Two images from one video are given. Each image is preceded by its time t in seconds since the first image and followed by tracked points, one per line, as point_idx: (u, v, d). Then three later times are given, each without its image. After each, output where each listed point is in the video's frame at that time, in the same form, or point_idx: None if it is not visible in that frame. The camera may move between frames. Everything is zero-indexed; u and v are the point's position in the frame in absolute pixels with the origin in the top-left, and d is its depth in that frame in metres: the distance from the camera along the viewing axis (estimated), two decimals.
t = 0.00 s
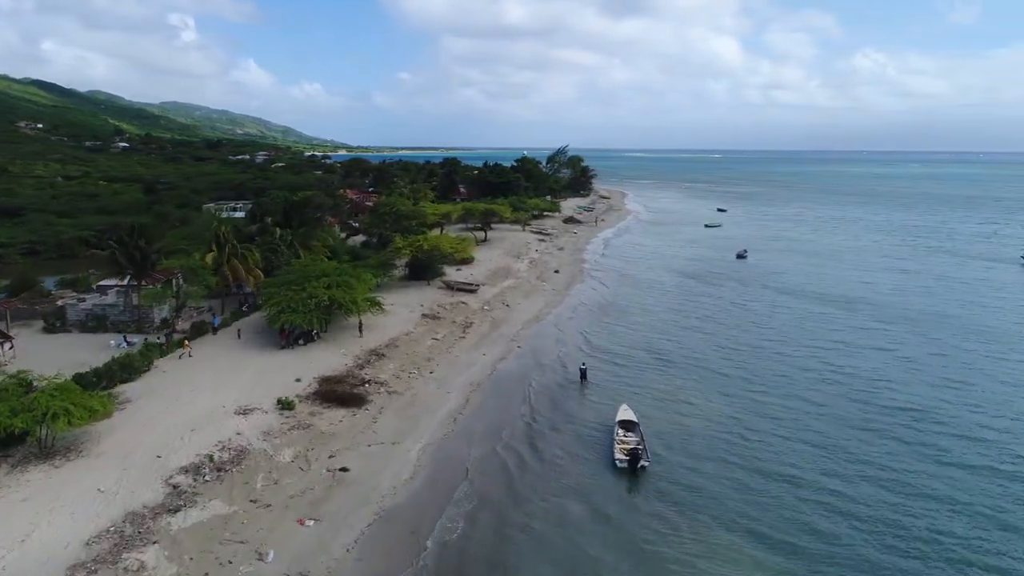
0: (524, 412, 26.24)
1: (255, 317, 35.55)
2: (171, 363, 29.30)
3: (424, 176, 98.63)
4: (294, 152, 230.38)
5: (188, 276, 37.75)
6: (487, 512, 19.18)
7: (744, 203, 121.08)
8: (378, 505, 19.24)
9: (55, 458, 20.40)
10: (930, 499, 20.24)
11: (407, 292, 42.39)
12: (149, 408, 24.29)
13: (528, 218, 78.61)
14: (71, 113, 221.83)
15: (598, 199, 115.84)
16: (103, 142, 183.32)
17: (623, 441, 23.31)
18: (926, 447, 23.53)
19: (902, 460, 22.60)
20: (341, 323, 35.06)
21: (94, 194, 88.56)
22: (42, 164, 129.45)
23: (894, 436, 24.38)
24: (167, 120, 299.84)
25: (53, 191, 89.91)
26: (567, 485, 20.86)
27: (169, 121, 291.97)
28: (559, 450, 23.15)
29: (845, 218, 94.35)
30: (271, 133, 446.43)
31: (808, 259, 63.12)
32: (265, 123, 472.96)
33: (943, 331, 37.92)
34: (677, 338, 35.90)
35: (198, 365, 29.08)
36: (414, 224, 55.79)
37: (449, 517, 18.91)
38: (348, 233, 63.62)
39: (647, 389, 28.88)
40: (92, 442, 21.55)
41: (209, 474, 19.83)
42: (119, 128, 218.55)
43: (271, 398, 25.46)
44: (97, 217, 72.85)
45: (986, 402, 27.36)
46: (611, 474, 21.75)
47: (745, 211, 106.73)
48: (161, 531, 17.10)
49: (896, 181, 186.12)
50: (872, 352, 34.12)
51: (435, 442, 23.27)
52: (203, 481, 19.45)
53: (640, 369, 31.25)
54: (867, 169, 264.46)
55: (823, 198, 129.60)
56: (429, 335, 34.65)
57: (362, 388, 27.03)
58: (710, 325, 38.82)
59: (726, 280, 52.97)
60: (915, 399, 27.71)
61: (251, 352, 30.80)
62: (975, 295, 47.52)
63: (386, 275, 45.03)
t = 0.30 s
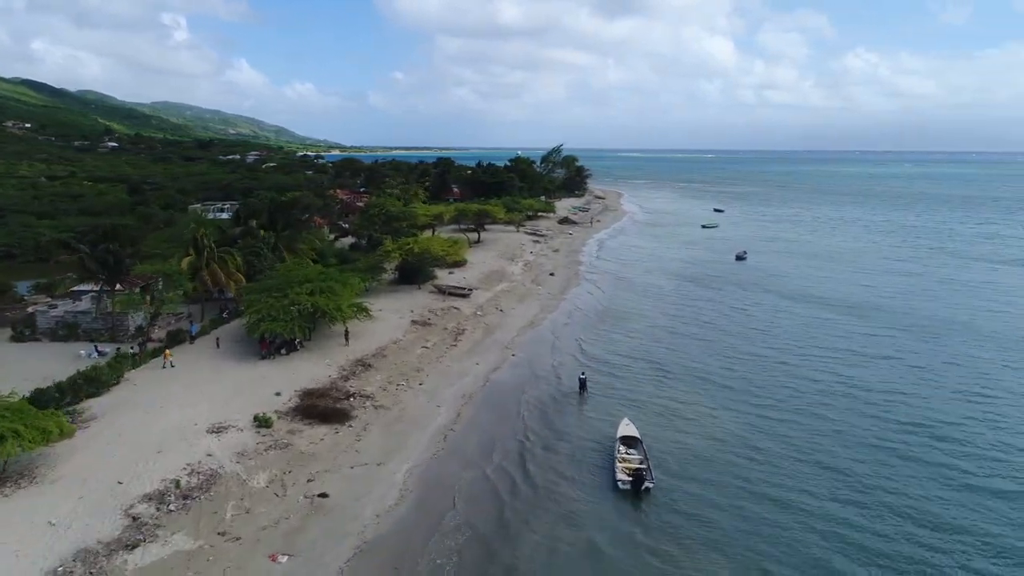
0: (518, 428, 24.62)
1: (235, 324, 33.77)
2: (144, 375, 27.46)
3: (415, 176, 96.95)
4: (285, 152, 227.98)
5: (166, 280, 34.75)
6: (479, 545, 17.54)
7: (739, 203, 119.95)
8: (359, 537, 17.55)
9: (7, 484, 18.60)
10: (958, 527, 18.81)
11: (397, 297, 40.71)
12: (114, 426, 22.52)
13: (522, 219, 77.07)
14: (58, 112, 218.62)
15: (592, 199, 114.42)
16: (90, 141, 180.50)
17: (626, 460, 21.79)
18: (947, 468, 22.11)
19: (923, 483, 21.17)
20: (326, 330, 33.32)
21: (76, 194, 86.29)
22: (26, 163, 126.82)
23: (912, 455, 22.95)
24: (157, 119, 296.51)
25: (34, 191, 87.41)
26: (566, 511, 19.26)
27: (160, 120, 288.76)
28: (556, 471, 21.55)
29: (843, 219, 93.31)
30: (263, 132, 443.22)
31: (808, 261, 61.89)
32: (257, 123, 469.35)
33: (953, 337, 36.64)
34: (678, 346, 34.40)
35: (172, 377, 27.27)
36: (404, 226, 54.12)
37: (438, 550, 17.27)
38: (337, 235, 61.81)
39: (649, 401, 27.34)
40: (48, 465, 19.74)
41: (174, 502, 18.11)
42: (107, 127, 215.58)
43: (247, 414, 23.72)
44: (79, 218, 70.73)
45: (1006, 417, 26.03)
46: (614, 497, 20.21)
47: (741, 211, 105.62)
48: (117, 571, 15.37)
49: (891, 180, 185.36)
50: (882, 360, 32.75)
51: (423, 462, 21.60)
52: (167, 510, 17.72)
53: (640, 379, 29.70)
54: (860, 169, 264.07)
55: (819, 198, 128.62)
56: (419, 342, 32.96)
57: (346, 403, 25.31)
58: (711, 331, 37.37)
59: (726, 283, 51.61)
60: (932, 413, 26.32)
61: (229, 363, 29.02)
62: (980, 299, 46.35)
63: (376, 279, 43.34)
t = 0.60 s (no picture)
0: (516, 447, 22.93)
1: (217, 333, 31.97)
2: (116, 389, 25.63)
3: (411, 176, 95.24)
4: (280, 151, 225.94)
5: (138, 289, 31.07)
6: None
7: (740, 203, 118.49)
8: None
9: None
10: (997, 562, 17.23)
11: (390, 302, 38.99)
12: (78, 446, 20.74)
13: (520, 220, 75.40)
14: (51, 111, 216.26)
15: (591, 199, 112.88)
16: (82, 140, 178.31)
17: (634, 483, 20.17)
18: (980, 494, 20.43)
19: (956, 513, 19.44)
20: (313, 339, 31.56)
21: (63, 194, 84.30)
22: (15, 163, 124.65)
23: (941, 478, 21.37)
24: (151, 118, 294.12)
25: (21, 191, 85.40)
26: (569, 545, 17.54)
27: (154, 119, 286.40)
28: (559, 496, 19.86)
29: (846, 219, 91.89)
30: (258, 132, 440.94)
31: (813, 263, 60.41)
32: (253, 122, 466.80)
33: (971, 344, 35.06)
34: (685, 354, 32.78)
35: (147, 391, 25.50)
36: (398, 227, 52.38)
37: None
38: (329, 237, 60.07)
39: (656, 416, 25.63)
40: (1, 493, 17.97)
41: (137, 536, 16.37)
42: (100, 126, 213.24)
43: (223, 432, 21.96)
44: (64, 219, 68.81)
45: None
46: (622, 525, 18.58)
47: (742, 211, 104.17)
48: None
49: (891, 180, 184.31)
50: (898, 370, 31.09)
51: (413, 487, 19.88)
52: (128, 546, 15.98)
53: (646, 391, 28.03)
54: (859, 168, 262.93)
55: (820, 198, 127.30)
56: (412, 351, 31.22)
57: (331, 419, 23.56)
58: (718, 338, 35.76)
59: (730, 287, 50.05)
60: (956, 430, 24.76)
61: (208, 375, 27.23)
62: (993, 303, 44.88)
63: (368, 284, 41.62)
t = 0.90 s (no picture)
0: (517, 469, 21.12)
1: (198, 341, 30.14)
2: (85, 405, 23.74)
3: (409, 175, 93.44)
4: (277, 150, 223.95)
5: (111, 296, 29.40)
6: None
7: (742, 203, 116.77)
8: None
9: None
10: None
11: (383, 307, 37.17)
12: (37, 470, 18.90)
13: (519, 221, 73.61)
14: (45, 110, 214.04)
15: (591, 199, 111.21)
16: (76, 140, 176.25)
17: (646, 511, 18.43)
18: None
19: (1001, 548, 17.71)
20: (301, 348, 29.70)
21: (52, 194, 82.35)
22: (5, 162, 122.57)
23: (979, 506, 19.60)
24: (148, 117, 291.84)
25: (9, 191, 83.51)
26: None
27: (151, 118, 284.22)
28: (563, 526, 18.09)
29: (851, 219, 90.18)
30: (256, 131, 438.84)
31: (821, 265, 58.70)
32: (250, 122, 464.59)
33: (994, 353, 33.34)
34: (694, 364, 31.00)
35: (119, 407, 23.64)
36: (393, 229, 50.57)
37: None
38: (323, 239, 58.26)
39: (666, 433, 23.86)
40: None
41: None
42: (95, 125, 211.06)
43: (198, 454, 20.13)
44: (51, 219, 66.90)
45: None
46: (633, 559, 16.83)
47: (745, 211, 102.49)
48: None
49: (893, 180, 182.46)
50: (920, 380, 29.35)
51: (403, 517, 18.08)
52: None
53: (655, 405, 26.25)
54: (859, 169, 261.66)
55: (823, 198, 125.60)
56: (406, 360, 29.40)
57: (316, 438, 21.73)
58: (729, 347, 33.95)
59: (738, 291, 48.29)
60: (990, 450, 22.99)
61: (186, 388, 25.35)
62: (1011, 308, 43.17)
63: (361, 289, 39.82)
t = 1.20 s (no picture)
0: (517, 496, 19.27)
1: (175, 351, 28.27)
2: (48, 424, 21.82)
3: (405, 175, 91.58)
4: (272, 150, 221.69)
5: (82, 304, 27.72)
6: None
7: (743, 203, 115.07)
8: None
9: None
10: None
11: (376, 313, 35.29)
12: None
13: (517, 222, 71.79)
14: (38, 108, 211.31)
15: (590, 199, 109.39)
16: (68, 139, 173.77)
17: (660, 545, 16.64)
18: None
19: None
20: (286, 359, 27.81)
21: (39, 194, 80.21)
22: None
23: None
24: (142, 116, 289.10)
25: None
26: None
27: (145, 118, 281.57)
28: (568, 565, 16.27)
29: (855, 220, 88.49)
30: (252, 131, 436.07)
31: (828, 268, 57.00)
32: (246, 121, 461.91)
33: (1018, 362, 31.62)
34: (705, 376, 29.21)
35: (84, 426, 21.75)
36: (387, 230, 48.71)
37: None
38: (315, 240, 56.38)
39: (678, 454, 22.00)
40: None
41: None
42: (87, 124, 208.39)
43: (165, 482, 18.23)
44: (35, 221, 64.85)
45: None
46: None
47: (746, 211, 100.83)
48: None
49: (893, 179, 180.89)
50: (946, 390, 27.49)
51: (390, 555, 16.22)
52: None
53: (665, 422, 24.44)
54: (857, 168, 260.55)
55: (824, 198, 123.96)
56: (398, 372, 27.52)
57: (298, 461, 19.84)
58: (740, 355, 32.19)
59: (746, 295, 46.52)
60: None
61: (159, 405, 23.45)
62: None
63: (353, 294, 37.95)
